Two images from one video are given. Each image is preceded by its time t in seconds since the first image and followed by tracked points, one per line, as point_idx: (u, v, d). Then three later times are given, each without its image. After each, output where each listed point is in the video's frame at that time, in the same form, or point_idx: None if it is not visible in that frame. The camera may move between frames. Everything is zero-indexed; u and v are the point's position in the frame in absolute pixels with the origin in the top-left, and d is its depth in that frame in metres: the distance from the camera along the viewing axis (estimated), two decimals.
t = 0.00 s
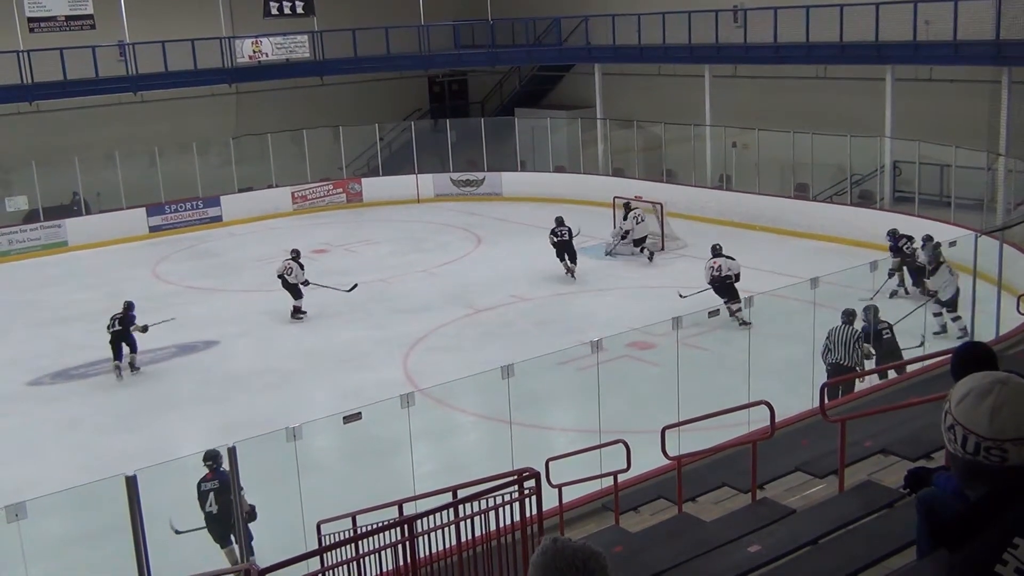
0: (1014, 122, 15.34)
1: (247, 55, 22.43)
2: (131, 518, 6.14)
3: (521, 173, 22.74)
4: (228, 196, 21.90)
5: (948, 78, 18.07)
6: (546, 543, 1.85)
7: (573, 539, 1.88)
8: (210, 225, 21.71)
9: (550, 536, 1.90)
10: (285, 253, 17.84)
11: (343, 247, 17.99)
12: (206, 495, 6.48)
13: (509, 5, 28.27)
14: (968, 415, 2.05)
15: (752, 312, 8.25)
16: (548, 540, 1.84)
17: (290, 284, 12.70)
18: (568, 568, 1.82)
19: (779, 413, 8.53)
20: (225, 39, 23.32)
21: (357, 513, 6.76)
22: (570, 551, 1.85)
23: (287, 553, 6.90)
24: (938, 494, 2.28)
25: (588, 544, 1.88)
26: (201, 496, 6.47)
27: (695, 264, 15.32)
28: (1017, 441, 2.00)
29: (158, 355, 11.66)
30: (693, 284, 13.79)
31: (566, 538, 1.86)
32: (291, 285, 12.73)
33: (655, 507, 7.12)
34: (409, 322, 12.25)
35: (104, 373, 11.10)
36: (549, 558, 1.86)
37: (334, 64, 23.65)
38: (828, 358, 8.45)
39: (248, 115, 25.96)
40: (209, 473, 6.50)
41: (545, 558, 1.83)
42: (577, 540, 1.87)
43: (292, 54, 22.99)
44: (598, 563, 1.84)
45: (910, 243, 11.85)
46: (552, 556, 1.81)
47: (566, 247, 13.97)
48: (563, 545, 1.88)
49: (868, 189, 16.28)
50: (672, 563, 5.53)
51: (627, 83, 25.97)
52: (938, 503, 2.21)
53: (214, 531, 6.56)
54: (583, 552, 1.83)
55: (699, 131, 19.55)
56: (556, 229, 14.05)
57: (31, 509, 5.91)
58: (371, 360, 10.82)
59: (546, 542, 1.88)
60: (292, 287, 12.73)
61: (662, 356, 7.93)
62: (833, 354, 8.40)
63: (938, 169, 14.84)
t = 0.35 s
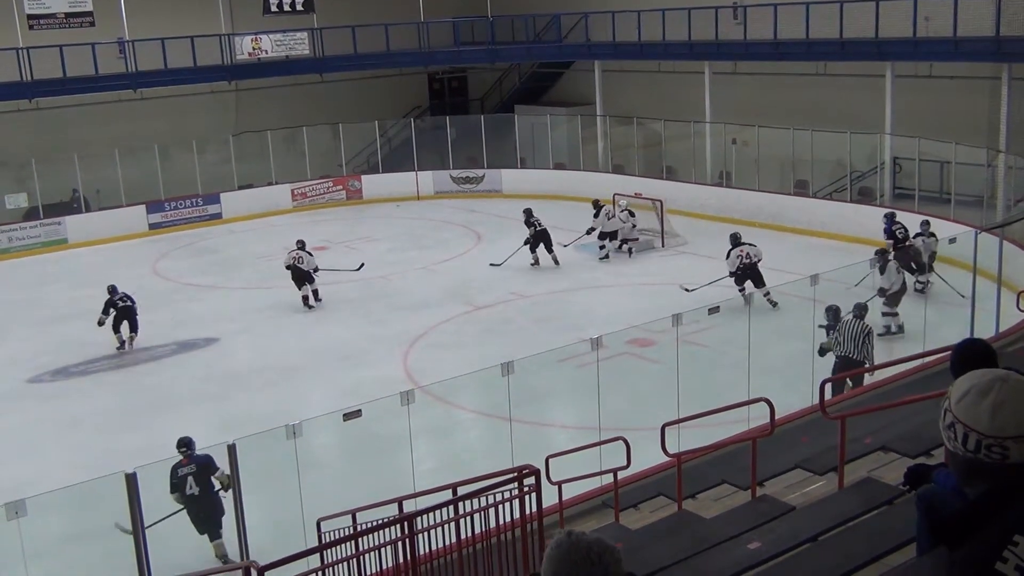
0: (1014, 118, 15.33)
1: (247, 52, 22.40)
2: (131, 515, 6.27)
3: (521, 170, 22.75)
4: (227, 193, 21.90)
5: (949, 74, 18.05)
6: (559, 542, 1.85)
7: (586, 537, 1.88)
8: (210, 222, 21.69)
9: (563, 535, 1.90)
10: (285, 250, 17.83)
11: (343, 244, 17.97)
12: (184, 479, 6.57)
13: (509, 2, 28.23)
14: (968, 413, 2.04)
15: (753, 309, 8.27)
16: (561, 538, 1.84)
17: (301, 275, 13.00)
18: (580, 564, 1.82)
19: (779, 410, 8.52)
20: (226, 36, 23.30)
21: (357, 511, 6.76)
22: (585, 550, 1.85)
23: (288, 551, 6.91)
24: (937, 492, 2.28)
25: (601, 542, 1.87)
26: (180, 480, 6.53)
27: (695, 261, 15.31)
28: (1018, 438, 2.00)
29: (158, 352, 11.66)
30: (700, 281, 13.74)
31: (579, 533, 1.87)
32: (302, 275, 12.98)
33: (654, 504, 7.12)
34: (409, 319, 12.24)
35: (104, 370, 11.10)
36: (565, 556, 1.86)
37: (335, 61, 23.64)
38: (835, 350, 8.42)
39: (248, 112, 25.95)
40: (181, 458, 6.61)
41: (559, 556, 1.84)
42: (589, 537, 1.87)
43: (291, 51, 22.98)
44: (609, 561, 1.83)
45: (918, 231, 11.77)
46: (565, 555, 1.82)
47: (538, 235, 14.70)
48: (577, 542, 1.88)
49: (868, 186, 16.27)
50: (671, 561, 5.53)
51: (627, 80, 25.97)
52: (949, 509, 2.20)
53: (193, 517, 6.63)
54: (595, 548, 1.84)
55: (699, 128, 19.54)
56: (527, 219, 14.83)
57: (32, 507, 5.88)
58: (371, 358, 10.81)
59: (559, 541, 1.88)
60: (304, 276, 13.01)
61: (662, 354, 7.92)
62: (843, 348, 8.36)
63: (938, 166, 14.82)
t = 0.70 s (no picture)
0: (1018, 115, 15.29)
1: (249, 50, 22.31)
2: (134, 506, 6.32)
3: (523, 167, 22.79)
4: (230, 190, 21.91)
5: (953, 71, 18.00)
6: (640, 542, 1.69)
7: (664, 537, 1.72)
8: (213, 220, 21.71)
9: (638, 534, 1.73)
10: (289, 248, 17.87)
11: (346, 241, 17.99)
12: (149, 470, 6.48)
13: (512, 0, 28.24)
14: (975, 412, 2.02)
15: (756, 306, 8.32)
16: (643, 538, 1.67)
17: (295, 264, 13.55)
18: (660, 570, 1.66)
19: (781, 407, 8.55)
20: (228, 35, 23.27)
21: (360, 509, 6.76)
22: (660, 551, 1.69)
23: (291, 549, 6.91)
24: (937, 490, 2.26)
25: (676, 544, 1.71)
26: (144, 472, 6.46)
27: (697, 258, 15.32)
28: None
29: (161, 350, 11.67)
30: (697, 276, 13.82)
31: (659, 535, 1.70)
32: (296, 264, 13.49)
33: (658, 501, 7.13)
34: (413, 316, 12.27)
35: (108, 368, 11.11)
36: (639, 555, 1.70)
37: (338, 59, 23.61)
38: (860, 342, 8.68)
39: (252, 110, 25.98)
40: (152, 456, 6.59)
41: (636, 557, 1.68)
42: (665, 537, 1.71)
43: (294, 49, 22.99)
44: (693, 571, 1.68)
45: (916, 231, 11.69)
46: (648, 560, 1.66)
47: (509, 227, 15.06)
48: (652, 543, 1.72)
49: (871, 183, 16.28)
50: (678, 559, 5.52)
51: (629, 76, 25.97)
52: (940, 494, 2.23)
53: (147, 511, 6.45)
54: (677, 557, 1.67)
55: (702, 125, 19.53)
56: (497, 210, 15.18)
57: (37, 503, 5.89)
58: (375, 355, 10.82)
59: (635, 541, 1.71)
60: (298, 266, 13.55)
61: (664, 351, 7.92)
62: (867, 339, 8.60)
63: (941, 164, 14.77)
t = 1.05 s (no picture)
0: None
1: (272, 45, 22.56)
2: (159, 509, 6.36)
3: (542, 164, 22.75)
4: (251, 185, 21.97)
5: (977, 69, 17.88)
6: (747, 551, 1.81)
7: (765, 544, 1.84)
8: (233, 216, 21.78)
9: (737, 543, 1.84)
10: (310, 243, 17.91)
11: (366, 237, 18.01)
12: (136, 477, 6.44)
13: None
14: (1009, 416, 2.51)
15: (778, 304, 8.29)
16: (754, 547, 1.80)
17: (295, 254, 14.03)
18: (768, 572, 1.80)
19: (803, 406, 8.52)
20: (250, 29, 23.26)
21: (381, 502, 6.76)
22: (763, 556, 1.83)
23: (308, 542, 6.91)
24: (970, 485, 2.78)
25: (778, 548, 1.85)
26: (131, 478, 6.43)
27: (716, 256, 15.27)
28: None
29: (183, 344, 11.68)
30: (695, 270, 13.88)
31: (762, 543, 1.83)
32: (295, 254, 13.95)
33: (679, 498, 7.10)
34: (433, 311, 12.28)
35: (130, 361, 11.15)
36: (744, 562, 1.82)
37: (359, 55, 23.55)
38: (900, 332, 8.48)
39: (274, 106, 26.05)
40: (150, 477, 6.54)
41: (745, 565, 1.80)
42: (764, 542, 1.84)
43: (316, 44, 23.04)
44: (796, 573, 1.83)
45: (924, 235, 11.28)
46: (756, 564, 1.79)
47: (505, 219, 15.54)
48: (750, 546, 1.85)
49: (893, 181, 16.21)
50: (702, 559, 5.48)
51: (650, 72, 25.91)
52: (960, 490, 2.80)
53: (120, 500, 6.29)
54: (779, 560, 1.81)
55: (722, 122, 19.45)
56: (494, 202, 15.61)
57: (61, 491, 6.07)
58: (396, 350, 10.83)
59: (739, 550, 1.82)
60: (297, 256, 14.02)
61: (686, 348, 7.88)
62: (908, 330, 8.42)
63: (964, 162, 14.70)
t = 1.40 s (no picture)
0: None
1: (372, 79, 24.01)
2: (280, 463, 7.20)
3: (597, 181, 24.25)
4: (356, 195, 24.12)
5: (980, 103, 18.96)
6: (765, 517, 2.17)
7: (780, 513, 2.20)
8: (340, 220, 23.89)
9: (760, 511, 2.20)
10: (401, 243, 19.57)
11: (449, 239, 19.61)
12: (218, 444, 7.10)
13: (600, 30, 30.00)
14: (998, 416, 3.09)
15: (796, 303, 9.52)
16: (773, 514, 2.16)
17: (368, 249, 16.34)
18: (779, 539, 2.16)
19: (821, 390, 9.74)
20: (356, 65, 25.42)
21: (460, 460, 7.79)
22: (778, 523, 2.18)
23: (399, 492, 8.00)
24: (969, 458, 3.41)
25: (788, 516, 2.21)
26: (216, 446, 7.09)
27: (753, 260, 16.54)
28: None
29: (297, 324, 13.32)
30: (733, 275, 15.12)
31: (778, 511, 2.19)
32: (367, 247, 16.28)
33: (708, 465, 8.34)
34: (499, 304, 13.73)
35: (250, 338, 12.77)
36: (761, 527, 2.18)
37: (443, 86, 25.82)
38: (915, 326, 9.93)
39: (370, 130, 28.57)
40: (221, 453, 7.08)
41: (763, 533, 2.16)
42: (778, 510, 2.21)
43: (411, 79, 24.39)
44: (807, 545, 2.18)
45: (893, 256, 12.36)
46: (771, 525, 2.16)
47: (548, 222, 17.57)
48: (765, 516, 2.21)
49: (900, 200, 17.24)
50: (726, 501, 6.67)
51: (693, 103, 27.21)
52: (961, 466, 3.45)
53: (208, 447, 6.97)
54: (789, 524, 2.18)
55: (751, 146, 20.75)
56: (535, 210, 17.49)
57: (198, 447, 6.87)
58: (467, 335, 12.27)
59: (759, 517, 2.18)
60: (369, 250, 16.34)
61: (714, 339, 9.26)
62: (924, 323, 9.83)
63: (963, 182, 15.67)
